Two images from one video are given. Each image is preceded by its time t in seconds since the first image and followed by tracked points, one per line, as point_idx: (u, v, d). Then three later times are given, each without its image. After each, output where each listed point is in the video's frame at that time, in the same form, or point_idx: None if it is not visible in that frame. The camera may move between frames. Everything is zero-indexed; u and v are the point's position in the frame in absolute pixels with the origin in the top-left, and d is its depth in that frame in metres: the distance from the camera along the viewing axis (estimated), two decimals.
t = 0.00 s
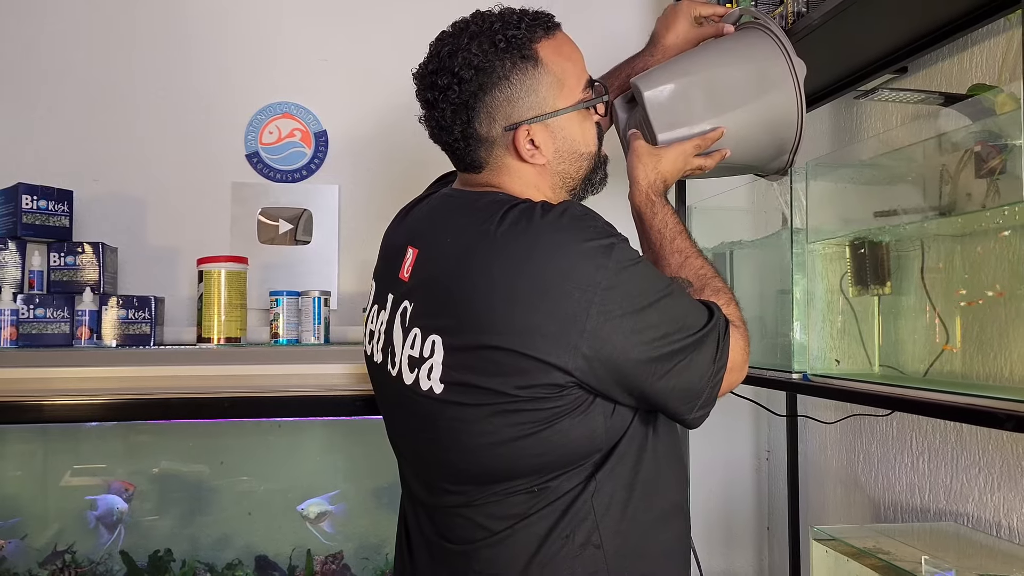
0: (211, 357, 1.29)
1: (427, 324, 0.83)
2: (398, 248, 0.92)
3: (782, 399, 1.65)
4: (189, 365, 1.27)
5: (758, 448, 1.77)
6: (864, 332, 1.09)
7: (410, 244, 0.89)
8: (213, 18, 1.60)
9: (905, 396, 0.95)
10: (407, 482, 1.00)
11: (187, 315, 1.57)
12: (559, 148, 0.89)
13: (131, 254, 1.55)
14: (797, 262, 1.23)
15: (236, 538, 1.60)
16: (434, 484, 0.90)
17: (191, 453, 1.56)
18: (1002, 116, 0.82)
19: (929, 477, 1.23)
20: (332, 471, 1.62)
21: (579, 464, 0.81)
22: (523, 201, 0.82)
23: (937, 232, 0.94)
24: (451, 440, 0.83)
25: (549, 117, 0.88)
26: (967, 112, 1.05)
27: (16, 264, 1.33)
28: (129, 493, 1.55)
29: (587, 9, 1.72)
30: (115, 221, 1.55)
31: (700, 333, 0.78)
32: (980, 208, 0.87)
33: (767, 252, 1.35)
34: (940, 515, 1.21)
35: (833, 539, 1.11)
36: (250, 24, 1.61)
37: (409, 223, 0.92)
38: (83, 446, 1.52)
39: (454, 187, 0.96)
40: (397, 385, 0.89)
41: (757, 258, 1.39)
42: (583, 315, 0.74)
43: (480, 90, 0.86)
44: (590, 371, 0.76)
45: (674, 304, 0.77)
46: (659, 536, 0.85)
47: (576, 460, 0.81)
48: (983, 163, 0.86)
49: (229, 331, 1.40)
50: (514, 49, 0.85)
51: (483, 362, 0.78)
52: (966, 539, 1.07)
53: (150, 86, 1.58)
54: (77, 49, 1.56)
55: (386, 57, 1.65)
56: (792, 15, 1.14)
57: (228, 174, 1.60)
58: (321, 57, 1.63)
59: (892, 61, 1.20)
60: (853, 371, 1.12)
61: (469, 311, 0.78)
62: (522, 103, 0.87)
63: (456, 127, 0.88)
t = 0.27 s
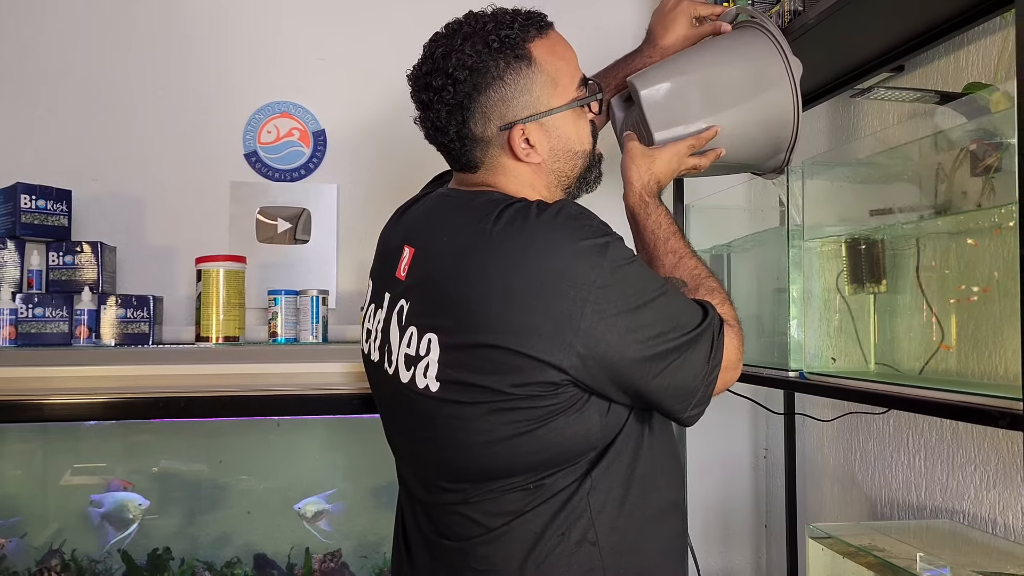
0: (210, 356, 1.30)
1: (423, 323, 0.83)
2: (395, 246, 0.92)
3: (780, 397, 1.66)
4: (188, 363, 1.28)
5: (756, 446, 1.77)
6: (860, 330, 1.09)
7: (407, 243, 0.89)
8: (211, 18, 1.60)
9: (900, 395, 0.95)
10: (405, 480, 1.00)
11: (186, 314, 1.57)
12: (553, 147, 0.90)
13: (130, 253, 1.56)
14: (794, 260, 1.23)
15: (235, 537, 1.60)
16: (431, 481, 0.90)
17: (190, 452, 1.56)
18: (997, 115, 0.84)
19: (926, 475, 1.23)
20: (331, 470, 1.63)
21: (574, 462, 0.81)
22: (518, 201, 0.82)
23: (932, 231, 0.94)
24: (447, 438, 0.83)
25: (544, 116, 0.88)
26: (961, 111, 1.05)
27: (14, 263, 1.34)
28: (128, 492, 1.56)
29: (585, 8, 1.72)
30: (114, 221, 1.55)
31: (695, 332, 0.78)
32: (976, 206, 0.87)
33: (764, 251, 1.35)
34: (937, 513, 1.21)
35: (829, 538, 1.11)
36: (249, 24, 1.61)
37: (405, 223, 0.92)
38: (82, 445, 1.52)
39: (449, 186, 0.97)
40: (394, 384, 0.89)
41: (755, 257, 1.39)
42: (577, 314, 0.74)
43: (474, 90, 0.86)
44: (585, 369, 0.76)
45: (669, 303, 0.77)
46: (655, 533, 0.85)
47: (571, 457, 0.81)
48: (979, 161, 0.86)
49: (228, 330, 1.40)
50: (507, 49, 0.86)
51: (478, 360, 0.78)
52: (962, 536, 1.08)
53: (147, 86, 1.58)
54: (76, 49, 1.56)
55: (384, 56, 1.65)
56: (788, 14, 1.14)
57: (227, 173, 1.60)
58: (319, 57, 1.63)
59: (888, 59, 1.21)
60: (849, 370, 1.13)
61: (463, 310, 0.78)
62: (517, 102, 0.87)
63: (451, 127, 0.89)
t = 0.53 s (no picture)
0: (208, 356, 1.30)
1: (419, 320, 0.83)
2: (392, 244, 0.93)
3: (778, 396, 1.66)
4: (186, 363, 1.28)
5: (754, 445, 1.77)
6: (856, 328, 1.09)
7: (404, 240, 0.89)
8: (209, 18, 1.60)
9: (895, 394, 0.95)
10: (402, 478, 1.00)
11: (185, 314, 1.58)
12: (550, 146, 0.90)
13: (129, 253, 1.56)
14: (791, 258, 1.23)
15: (234, 536, 1.61)
16: (427, 479, 0.90)
17: (189, 451, 1.57)
18: (992, 113, 0.83)
19: (923, 473, 1.24)
20: (330, 469, 1.63)
21: (569, 459, 0.82)
22: (514, 197, 0.82)
23: (927, 229, 0.94)
24: (443, 434, 0.84)
25: (541, 115, 0.88)
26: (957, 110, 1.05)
27: (14, 263, 1.34)
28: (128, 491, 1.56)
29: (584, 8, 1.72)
30: (113, 221, 1.56)
31: (689, 326, 0.78)
32: (971, 206, 0.87)
33: (761, 250, 1.35)
34: (933, 511, 1.22)
35: (825, 535, 1.11)
36: (247, 24, 1.61)
37: (402, 222, 0.93)
38: (81, 444, 1.52)
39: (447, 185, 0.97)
40: (391, 381, 0.90)
41: (752, 256, 1.39)
42: (571, 309, 0.75)
43: (472, 89, 0.87)
44: (579, 362, 0.77)
45: (664, 296, 0.78)
46: (649, 530, 0.85)
47: (566, 454, 0.81)
48: (973, 161, 0.87)
49: (226, 330, 1.41)
50: (504, 48, 0.86)
51: (473, 356, 0.79)
52: (958, 534, 1.08)
53: (146, 86, 1.58)
54: (75, 49, 1.56)
55: (383, 56, 1.66)
56: (784, 13, 1.14)
57: (225, 173, 1.60)
58: (318, 57, 1.64)
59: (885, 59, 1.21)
60: (845, 368, 1.13)
61: (459, 307, 0.79)
62: (514, 101, 0.87)
63: (449, 126, 0.89)
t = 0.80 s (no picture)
0: (209, 356, 1.30)
1: (418, 319, 0.84)
2: (391, 243, 0.93)
3: (778, 396, 1.66)
4: (187, 363, 1.28)
5: (755, 445, 1.77)
6: (856, 328, 1.09)
7: (403, 239, 0.90)
8: (210, 19, 1.60)
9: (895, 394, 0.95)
10: (402, 478, 1.00)
11: (186, 314, 1.58)
12: (550, 147, 0.90)
13: (130, 253, 1.56)
14: (790, 258, 1.24)
15: (234, 536, 1.61)
16: (427, 478, 0.91)
17: (190, 451, 1.57)
18: (991, 113, 0.83)
19: (923, 473, 1.24)
20: (330, 469, 1.63)
21: (567, 458, 0.82)
22: (511, 196, 0.83)
23: (926, 228, 0.94)
24: (442, 433, 0.84)
25: (541, 117, 0.89)
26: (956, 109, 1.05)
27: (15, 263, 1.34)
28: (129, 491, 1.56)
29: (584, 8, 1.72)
30: (114, 221, 1.56)
31: (685, 327, 0.79)
32: (970, 205, 0.87)
33: (761, 250, 1.35)
34: (934, 511, 1.22)
35: (825, 536, 1.11)
36: (247, 25, 1.61)
37: (401, 223, 0.93)
38: (82, 443, 1.53)
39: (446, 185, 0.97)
40: (391, 381, 0.90)
41: (752, 255, 1.39)
42: (568, 308, 0.75)
43: (473, 91, 0.87)
44: (576, 362, 0.77)
45: (660, 297, 0.78)
46: (648, 530, 0.86)
47: (564, 453, 0.81)
48: (973, 161, 0.87)
49: (227, 330, 1.41)
50: (506, 50, 0.86)
51: (471, 355, 0.79)
52: (958, 534, 1.08)
53: (147, 87, 1.58)
54: (76, 50, 1.56)
55: (384, 57, 1.66)
56: (783, 13, 1.14)
57: (226, 173, 1.61)
58: (319, 57, 1.64)
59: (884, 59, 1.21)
60: (845, 368, 1.13)
61: (458, 307, 0.79)
62: (515, 103, 0.88)
63: (450, 127, 0.89)
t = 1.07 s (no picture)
0: (211, 356, 1.31)
1: (415, 321, 0.84)
2: (390, 245, 0.93)
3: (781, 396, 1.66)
4: (189, 364, 1.28)
5: (758, 445, 1.77)
6: (858, 328, 1.09)
7: (400, 242, 0.90)
8: (212, 20, 1.61)
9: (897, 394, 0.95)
10: (403, 480, 1.01)
11: (189, 315, 1.58)
12: (547, 148, 0.90)
13: (132, 254, 1.57)
14: (793, 258, 1.24)
15: (236, 536, 1.61)
16: (427, 480, 0.91)
17: (192, 452, 1.57)
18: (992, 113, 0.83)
19: (926, 474, 1.24)
20: (332, 469, 1.63)
21: (566, 460, 0.82)
22: (508, 198, 0.82)
23: (928, 229, 0.94)
24: (441, 436, 0.84)
25: (537, 117, 0.89)
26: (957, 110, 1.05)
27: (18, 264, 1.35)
28: (131, 492, 1.56)
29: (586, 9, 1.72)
30: (117, 222, 1.56)
31: (681, 329, 0.79)
32: (972, 205, 0.87)
33: (763, 250, 1.35)
34: (937, 512, 1.21)
35: (827, 537, 1.11)
36: (250, 26, 1.62)
37: (400, 225, 0.93)
38: (85, 444, 1.53)
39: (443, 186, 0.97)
40: (390, 383, 0.90)
41: (754, 256, 1.39)
42: (564, 310, 0.75)
43: (468, 91, 0.87)
44: (573, 364, 0.77)
45: (657, 300, 0.78)
46: (649, 530, 0.86)
47: (563, 455, 0.81)
48: (975, 161, 0.87)
49: (229, 331, 1.41)
50: (502, 51, 0.86)
51: (469, 357, 0.79)
52: (961, 535, 1.08)
53: (149, 88, 1.59)
54: (79, 51, 1.57)
55: (386, 57, 1.66)
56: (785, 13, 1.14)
57: (229, 174, 1.61)
58: (321, 59, 1.64)
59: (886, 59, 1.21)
60: (846, 368, 1.13)
61: (455, 309, 0.79)
62: (511, 103, 0.88)
63: (445, 128, 0.89)
